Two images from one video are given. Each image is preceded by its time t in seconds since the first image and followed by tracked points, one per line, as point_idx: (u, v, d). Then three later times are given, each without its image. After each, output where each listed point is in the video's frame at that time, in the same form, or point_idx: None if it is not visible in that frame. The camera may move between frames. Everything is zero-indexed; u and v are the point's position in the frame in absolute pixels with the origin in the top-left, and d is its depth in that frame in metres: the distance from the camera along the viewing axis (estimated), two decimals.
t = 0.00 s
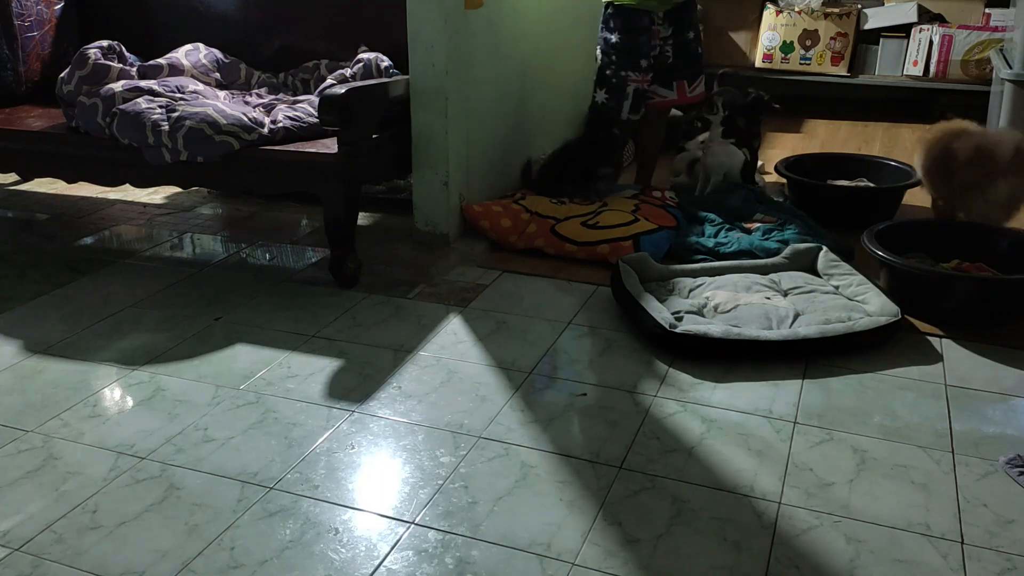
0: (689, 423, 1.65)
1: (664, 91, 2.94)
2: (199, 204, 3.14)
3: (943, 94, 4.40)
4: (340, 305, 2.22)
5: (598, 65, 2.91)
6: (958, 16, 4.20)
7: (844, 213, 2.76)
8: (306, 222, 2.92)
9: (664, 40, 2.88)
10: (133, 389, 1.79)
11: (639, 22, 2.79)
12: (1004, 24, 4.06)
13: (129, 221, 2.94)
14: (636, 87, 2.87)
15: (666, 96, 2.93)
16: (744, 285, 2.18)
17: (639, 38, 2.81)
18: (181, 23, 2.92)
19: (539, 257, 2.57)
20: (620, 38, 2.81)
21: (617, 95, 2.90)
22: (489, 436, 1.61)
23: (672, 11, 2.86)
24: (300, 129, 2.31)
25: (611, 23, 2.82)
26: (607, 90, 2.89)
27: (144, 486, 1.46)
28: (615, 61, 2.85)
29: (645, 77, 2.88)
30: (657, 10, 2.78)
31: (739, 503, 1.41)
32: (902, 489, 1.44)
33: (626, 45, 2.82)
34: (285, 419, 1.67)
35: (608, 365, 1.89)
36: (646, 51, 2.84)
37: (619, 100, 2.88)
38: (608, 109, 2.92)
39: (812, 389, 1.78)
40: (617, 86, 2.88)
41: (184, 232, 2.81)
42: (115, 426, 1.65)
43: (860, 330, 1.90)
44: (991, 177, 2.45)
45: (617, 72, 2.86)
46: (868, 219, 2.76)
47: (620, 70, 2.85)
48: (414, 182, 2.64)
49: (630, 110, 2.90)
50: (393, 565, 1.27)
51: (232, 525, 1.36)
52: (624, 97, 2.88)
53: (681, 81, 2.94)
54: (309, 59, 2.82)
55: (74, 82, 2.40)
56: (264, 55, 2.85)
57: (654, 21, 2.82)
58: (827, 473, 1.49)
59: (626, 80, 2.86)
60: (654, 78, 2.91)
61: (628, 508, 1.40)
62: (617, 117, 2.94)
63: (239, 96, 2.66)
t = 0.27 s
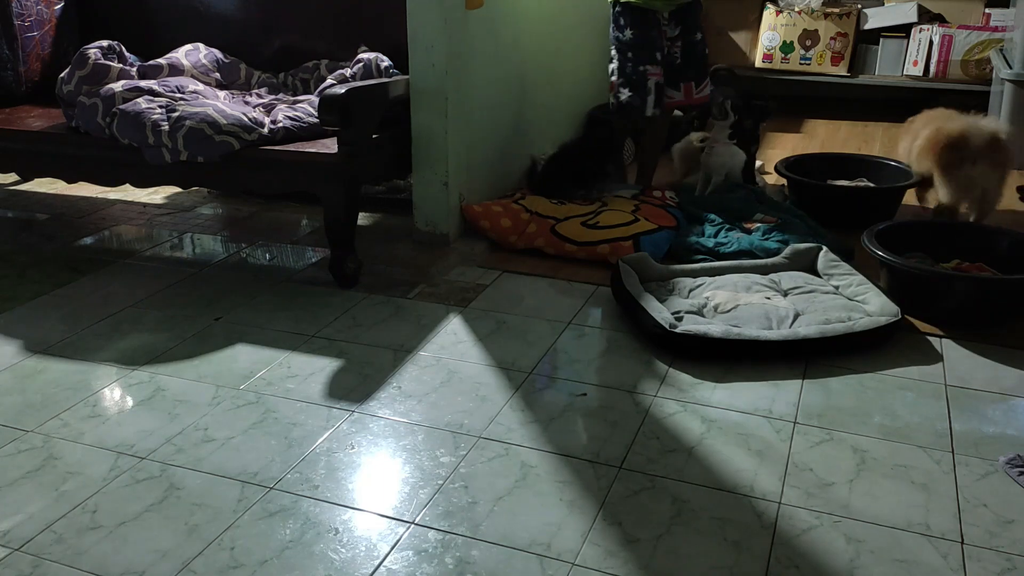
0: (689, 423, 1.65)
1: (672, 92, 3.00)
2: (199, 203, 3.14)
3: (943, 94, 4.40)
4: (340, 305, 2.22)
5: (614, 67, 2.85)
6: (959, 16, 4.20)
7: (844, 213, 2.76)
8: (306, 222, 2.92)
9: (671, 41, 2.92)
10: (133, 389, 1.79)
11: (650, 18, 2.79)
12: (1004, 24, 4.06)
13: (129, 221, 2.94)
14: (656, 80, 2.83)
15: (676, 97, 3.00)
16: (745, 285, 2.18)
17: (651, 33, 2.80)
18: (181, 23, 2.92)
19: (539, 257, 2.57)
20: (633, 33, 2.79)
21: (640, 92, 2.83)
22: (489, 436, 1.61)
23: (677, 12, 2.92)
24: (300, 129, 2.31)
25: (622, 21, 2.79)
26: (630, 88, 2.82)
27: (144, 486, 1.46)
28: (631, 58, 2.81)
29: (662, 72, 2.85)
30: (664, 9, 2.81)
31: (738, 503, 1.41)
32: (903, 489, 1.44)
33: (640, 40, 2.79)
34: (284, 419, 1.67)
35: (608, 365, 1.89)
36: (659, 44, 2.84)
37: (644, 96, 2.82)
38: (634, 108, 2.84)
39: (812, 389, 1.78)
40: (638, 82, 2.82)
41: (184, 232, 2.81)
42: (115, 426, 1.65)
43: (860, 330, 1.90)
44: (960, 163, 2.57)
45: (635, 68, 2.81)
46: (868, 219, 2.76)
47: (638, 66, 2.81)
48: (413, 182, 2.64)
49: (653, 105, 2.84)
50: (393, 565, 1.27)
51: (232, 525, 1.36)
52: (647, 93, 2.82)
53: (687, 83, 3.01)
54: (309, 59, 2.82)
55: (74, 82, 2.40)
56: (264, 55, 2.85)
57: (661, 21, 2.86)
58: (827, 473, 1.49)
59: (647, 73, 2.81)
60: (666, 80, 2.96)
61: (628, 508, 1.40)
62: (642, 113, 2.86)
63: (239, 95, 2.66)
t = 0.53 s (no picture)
0: (690, 423, 1.65)
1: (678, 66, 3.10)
2: (199, 203, 3.14)
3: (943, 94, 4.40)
4: (340, 305, 2.22)
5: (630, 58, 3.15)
6: (959, 16, 4.20)
7: (844, 213, 2.76)
8: (306, 222, 2.92)
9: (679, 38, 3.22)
10: (134, 389, 1.79)
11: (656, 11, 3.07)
12: (1004, 24, 4.06)
13: (129, 221, 2.94)
14: (669, 56, 3.06)
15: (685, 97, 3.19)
16: (745, 285, 2.18)
17: (658, 18, 3.06)
18: (181, 23, 2.92)
19: (539, 257, 2.57)
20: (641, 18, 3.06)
21: (657, 72, 3.06)
22: (489, 436, 1.61)
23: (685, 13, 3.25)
24: (300, 129, 2.31)
25: (631, 11, 3.07)
26: (647, 69, 3.07)
27: (144, 486, 1.46)
28: (643, 41, 3.06)
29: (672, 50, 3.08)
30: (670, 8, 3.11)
31: (738, 503, 1.41)
32: (903, 489, 1.44)
33: (649, 23, 3.05)
34: (284, 419, 1.67)
35: (608, 365, 1.88)
36: (670, 32, 3.12)
37: (660, 69, 3.04)
38: (654, 86, 3.04)
39: (811, 389, 1.78)
40: (653, 59, 3.05)
41: (184, 232, 2.81)
42: (114, 426, 1.65)
43: (859, 330, 1.90)
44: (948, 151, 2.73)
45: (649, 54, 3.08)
46: (868, 219, 2.76)
47: (651, 44, 3.05)
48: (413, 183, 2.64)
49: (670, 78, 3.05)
50: (393, 565, 1.27)
51: (232, 525, 1.36)
52: (663, 67, 3.05)
53: (694, 85, 3.24)
54: (309, 59, 2.82)
55: (74, 82, 2.40)
56: (265, 55, 2.85)
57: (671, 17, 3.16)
58: (827, 473, 1.49)
59: (660, 49, 3.03)
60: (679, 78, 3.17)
61: (628, 508, 1.40)
62: (663, 89, 3.03)
63: (239, 95, 2.66)
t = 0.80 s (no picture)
0: (690, 423, 1.65)
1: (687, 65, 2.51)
2: (199, 204, 3.14)
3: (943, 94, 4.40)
4: (340, 305, 2.22)
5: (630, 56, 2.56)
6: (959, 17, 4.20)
7: (845, 213, 2.76)
8: (306, 222, 2.92)
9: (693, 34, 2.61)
10: (134, 389, 1.79)
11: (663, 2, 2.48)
12: (1004, 24, 4.06)
13: (129, 221, 2.94)
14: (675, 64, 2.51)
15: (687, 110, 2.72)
16: (745, 285, 2.18)
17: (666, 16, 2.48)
18: (181, 23, 2.92)
19: (539, 257, 2.57)
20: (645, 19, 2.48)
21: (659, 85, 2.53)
22: (489, 436, 1.61)
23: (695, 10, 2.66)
24: (300, 129, 2.31)
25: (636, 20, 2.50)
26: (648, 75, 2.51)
27: (144, 486, 1.46)
28: (645, 42, 2.50)
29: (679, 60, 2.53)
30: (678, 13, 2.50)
31: (738, 503, 1.41)
32: (903, 489, 1.44)
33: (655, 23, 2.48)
34: (285, 419, 1.67)
35: (608, 366, 1.88)
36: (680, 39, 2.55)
37: (663, 82, 2.49)
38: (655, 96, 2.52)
39: (811, 389, 1.78)
40: (655, 71, 2.51)
41: (184, 233, 2.81)
42: (115, 426, 1.65)
43: (859, 329, 1.90)
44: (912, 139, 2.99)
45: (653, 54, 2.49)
46: (868, 219, 2.76)
47: (654, 49, 2.49)
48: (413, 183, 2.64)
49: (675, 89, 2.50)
50: (393, 565, 1.27)
51: (233, 525, 1.36)
52: (667, 75, 2.49)
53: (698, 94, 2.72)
54: (309, 59, 2.82)
55: (74, 82, 2.40)
56: (265, 55, 2.85)
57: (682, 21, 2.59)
58: (827, 473, 1.49)
59: (664, 56, 2.49)
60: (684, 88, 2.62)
61: (628, 508, 1.40)
62: (665, 101, 2.52)
63: (239, 95, 2.66)
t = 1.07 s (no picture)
0: (690, 423, 1.65)
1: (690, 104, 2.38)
2: (199, 204, 3.14)
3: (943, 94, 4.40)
4: (340, 305, 2.22)
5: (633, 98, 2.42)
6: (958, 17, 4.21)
7: (845, 213, 2.76)
8: (306, 222, 2.92)
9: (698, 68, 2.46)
10: (134, 389, 1.79)
11: (674, 43, 2.31)
12: (1004, 24, 4.06)
13: (129, 221, 2.94)
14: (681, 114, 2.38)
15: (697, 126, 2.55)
16: (745, 285, 2.18)
17: (676, 61, 2.33)
18: (181, 23, 2.92)
19: (539, 257, 2.57)
20: (656, 62, 2.33)
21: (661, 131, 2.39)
22: (489, 436, 1.61)
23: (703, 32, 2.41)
24: (300, 129, 2.31)
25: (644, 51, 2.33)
26: (651, 124, 2.38)
27: (144, 486, 1.47)
28: (651, 89, 2.35)
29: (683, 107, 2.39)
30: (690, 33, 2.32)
31: (738, 503, 1.41)
32: (903, 489, 1.44)
33: (664, 69, 2.33)
34: (285, 419, 1.67)
35: (608, 365, 1.88)
36: (683, 75, 2.35)
37: (665, 136, 2.37)
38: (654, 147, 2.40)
39: (811, 389, 1.78)
40: (659, 121, 2.37)
41: (184, 233, 2.81)
42: (115, 426, 1.65)
43: (859, 329, 1.90)
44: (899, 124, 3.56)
45: (656, 103, 2.36)
46: (867, 219, 2.76)
47: (660, 97, 2.35)
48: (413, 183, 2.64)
49: (677, 142, 2.40)
50: (393, 565, 1.27)
51: (233, 525, 1.37)
52: (670, 128, 2.37)
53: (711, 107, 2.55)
54: (309, 59, 2.82)
55: (74, 82, 2.40)
56: (265, 55, 2.85)
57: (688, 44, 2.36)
58: (827, 473, 1.49)
59: (670, 107, 2.36)
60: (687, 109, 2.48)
61: (627, 508, 1.40)
62: (666, 154, 2.41)
63: (239, 95, 2.66)
